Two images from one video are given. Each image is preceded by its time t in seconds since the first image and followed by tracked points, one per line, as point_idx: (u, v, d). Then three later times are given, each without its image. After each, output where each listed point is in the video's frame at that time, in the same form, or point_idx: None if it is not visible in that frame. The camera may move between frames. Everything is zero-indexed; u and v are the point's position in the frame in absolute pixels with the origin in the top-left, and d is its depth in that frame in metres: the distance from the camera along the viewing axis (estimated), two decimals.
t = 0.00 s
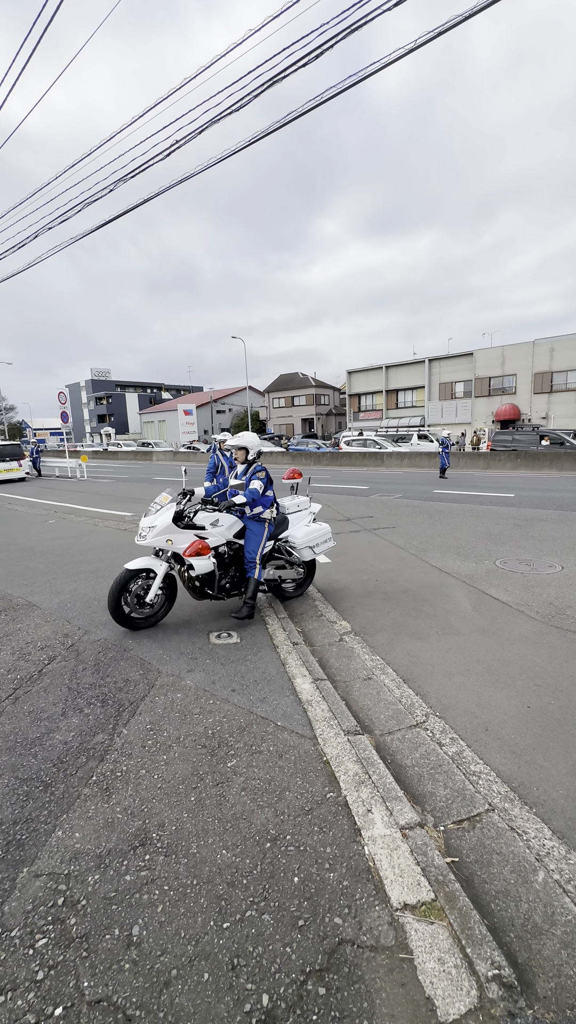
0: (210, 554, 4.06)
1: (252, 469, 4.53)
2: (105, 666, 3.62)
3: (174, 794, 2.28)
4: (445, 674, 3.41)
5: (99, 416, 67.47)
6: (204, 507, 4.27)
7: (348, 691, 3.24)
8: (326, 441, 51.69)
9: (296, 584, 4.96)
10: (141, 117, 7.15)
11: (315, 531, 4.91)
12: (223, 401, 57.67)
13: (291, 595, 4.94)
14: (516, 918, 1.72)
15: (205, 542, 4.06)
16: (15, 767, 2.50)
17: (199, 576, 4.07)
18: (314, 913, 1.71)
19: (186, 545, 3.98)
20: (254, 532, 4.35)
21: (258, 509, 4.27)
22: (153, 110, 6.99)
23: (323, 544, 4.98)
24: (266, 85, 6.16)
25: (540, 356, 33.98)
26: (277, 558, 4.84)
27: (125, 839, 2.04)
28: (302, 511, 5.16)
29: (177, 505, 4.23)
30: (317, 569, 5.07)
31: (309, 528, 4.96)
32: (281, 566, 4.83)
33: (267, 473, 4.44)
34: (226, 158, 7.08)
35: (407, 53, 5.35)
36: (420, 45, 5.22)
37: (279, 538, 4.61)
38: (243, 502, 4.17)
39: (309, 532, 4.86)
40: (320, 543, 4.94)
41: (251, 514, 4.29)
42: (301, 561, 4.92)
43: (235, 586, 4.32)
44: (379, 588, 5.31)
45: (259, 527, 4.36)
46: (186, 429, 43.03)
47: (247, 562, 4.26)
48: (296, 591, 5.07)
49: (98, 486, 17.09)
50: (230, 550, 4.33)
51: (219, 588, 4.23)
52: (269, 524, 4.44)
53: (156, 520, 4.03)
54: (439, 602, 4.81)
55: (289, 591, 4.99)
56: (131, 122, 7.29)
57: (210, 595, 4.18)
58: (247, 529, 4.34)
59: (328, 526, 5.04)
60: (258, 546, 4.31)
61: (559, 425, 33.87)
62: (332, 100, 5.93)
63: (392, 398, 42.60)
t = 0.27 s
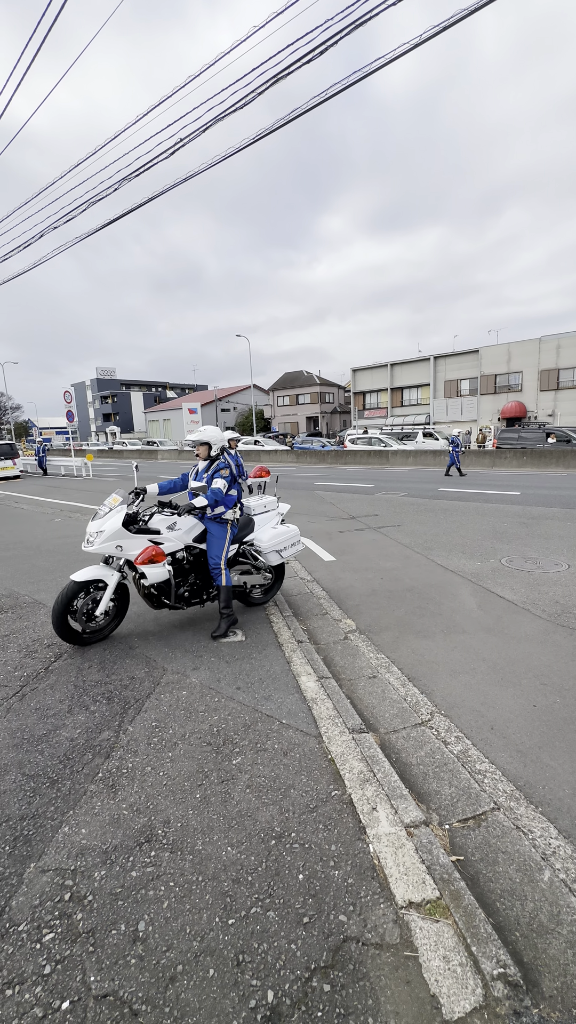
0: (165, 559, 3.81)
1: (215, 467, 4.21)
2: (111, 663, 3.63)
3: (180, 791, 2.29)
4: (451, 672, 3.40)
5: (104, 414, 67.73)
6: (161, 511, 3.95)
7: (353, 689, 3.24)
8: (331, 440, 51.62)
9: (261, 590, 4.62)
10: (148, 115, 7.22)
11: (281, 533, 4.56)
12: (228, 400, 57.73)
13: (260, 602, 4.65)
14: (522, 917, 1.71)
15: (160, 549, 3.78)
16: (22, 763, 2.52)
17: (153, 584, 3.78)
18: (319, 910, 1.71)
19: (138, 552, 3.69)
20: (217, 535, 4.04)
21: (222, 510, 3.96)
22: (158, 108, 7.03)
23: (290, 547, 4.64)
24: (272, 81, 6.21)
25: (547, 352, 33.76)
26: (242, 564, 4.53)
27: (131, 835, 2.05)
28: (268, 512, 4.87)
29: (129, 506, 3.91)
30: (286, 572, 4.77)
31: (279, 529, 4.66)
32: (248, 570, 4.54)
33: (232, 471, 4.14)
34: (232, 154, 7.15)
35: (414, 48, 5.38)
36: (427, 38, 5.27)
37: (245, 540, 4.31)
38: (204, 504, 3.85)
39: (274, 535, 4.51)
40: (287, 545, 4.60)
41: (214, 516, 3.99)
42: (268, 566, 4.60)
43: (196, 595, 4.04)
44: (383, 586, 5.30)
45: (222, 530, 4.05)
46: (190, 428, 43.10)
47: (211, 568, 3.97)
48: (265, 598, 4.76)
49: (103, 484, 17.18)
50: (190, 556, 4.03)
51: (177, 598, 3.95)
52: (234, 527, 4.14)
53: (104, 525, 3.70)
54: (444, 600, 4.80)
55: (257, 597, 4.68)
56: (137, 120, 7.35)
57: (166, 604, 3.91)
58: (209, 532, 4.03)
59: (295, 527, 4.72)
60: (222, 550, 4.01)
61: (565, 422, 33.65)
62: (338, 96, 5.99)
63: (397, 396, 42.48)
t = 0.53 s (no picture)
0: (111, 572, 3.50)
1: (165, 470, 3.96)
2: (115, 663, 3.64)
3: (185, 789, 2.29)
4: (456, 671, 3.39)
5: (109, 414, 68.00)
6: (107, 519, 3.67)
7: (358, 688, 3.23)
8: (336, 438, 51.57)
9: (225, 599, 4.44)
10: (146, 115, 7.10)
11: (243, 538, 4.41)
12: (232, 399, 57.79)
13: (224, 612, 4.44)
14: (527, 917, 1.70)
15: (105, 561, 3.48)
16: (28, 761, 2.53)
17: (99, 599, 3.47)
18: (324, 909, 1.71)
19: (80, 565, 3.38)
20: (172, 542, 3.81)
21: (177, 515, 3.74)
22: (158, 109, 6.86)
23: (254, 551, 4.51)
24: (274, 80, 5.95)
25: (553, 350, 33.52)
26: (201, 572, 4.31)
27: (136, 832, 2.06)
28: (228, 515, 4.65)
29: (69, 514, 3.59)
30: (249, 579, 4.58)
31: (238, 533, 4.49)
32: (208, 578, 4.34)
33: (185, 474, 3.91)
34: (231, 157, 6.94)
35: (418, 42, 5.19)
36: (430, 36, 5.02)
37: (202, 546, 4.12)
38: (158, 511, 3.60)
39: (235, 541, 4.36)
40: (250, 550, 4.46)
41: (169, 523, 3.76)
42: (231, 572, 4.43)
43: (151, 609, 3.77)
44: (388, 585, 5.28)
45: (178, 537, 3.84)
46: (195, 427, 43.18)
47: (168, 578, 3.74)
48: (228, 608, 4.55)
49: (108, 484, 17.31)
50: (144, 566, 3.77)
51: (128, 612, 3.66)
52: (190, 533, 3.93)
53: (39, 535, 3.39)
54: (449, 599, 4.78)
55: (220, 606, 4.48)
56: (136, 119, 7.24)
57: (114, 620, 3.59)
58: (164, 541, 3.78)
59: (259, 532, 4.59)
60: (181, 557, 3.77)
61: (572, 420, 33.43)
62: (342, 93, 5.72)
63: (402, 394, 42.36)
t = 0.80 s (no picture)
0: (40, 588, 3.12)
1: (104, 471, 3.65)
2: (119, 662, 3.65)
3: (189, 789, 2.30)
4: (460, 671, 3.38)
5: (114, 415, 68.28)
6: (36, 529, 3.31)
7: (362, 688, 3.23)
8: (340, 438, 51.52)
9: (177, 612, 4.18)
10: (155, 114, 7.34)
11: (194, 544, 4.16)
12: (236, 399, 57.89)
13: (178, 626, 4.16)
14: (533, 918, 1.70)
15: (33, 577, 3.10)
16: (33, 760, 2.54)
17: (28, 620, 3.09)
18: (328, 909, 1.71)
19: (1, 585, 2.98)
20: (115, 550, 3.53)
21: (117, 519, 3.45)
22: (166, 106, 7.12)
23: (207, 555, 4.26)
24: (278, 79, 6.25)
25: (558, 348, 33.37)
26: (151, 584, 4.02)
27: (141, 831, 2.06)
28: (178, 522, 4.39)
29: None
30: (206, 589, 4.35)
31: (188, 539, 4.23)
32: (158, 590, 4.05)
33: (125, 475, 3.62)
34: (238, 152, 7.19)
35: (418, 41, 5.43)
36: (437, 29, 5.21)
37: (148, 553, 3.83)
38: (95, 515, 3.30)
39: (185, 547, 4.10)
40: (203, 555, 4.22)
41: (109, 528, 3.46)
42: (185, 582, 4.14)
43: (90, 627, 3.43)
44: (392, 585, 5.28)
45: (120, 543, 3.55)
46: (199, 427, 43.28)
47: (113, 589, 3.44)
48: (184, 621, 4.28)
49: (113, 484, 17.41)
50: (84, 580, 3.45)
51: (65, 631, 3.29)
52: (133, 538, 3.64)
53: None
54: (454, 599, 4.77)
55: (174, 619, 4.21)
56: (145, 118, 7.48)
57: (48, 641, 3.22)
58: (105, 550, 3.48)
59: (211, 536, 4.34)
60: (125, 566, 3.51)
61: None
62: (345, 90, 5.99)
63: (406, 393, 42.29)
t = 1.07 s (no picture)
0: None
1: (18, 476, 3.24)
2: (123, 662, 3.65)
3: (193, 788, 2.30)
4: (464, 671, 3.37)
5: (118, 415, 68.49)
6: None
7: (366, 688, 3.22)
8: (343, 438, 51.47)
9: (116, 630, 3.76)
10: (156, 117, 7.26)
11: (130, 551, 3.68)
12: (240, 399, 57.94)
13: (117, 647, 3.79)
14: (538, 919, 1.69)
15: None
16: (38, 759, 2.56)
17: None
18: (332, 908, 1.71)
19: None
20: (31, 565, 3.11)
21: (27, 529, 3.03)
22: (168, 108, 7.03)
23: (146, 564, 3.79)
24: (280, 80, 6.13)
25: (563, 347, 33.20)
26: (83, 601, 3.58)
27: (146, 830, 2.07)
28: (114, 529, 3.95)
29: None
30: (149, 603, 4.00)
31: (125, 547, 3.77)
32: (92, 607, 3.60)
33: (41, 479, 3.21)
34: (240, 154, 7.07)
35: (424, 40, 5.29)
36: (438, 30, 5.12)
37: (74, 566, 3.38)
38: None
39: (119, 554, 3.62)
40: (141, 565, 3.75)
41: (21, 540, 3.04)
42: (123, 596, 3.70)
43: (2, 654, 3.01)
44: (396, 585, 5.26)
45: (36, 556, 3.12)
46: (203, 427, 43.37)
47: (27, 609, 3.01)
48: (126, 641, 3.88)
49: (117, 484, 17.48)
50: None
51: None
52: (53, 550, 3.21)
53: None
54: (458, 599, 4.76)
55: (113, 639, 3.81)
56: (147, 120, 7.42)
57: None
58: (20, 564, 3.08)
59: (151, 541, 3.89)
60: (41, 583, 3.08)
61: None
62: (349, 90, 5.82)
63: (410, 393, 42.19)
